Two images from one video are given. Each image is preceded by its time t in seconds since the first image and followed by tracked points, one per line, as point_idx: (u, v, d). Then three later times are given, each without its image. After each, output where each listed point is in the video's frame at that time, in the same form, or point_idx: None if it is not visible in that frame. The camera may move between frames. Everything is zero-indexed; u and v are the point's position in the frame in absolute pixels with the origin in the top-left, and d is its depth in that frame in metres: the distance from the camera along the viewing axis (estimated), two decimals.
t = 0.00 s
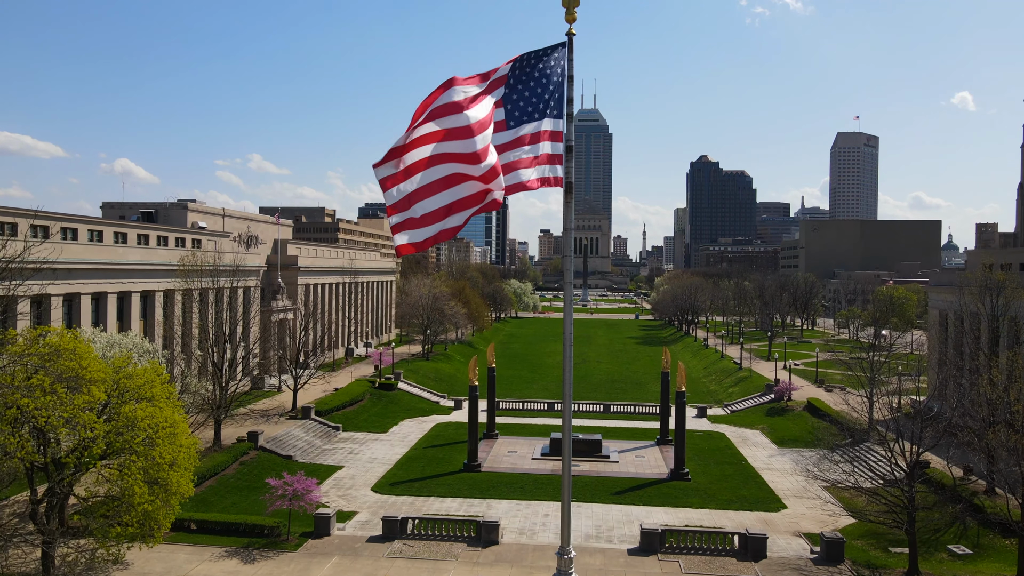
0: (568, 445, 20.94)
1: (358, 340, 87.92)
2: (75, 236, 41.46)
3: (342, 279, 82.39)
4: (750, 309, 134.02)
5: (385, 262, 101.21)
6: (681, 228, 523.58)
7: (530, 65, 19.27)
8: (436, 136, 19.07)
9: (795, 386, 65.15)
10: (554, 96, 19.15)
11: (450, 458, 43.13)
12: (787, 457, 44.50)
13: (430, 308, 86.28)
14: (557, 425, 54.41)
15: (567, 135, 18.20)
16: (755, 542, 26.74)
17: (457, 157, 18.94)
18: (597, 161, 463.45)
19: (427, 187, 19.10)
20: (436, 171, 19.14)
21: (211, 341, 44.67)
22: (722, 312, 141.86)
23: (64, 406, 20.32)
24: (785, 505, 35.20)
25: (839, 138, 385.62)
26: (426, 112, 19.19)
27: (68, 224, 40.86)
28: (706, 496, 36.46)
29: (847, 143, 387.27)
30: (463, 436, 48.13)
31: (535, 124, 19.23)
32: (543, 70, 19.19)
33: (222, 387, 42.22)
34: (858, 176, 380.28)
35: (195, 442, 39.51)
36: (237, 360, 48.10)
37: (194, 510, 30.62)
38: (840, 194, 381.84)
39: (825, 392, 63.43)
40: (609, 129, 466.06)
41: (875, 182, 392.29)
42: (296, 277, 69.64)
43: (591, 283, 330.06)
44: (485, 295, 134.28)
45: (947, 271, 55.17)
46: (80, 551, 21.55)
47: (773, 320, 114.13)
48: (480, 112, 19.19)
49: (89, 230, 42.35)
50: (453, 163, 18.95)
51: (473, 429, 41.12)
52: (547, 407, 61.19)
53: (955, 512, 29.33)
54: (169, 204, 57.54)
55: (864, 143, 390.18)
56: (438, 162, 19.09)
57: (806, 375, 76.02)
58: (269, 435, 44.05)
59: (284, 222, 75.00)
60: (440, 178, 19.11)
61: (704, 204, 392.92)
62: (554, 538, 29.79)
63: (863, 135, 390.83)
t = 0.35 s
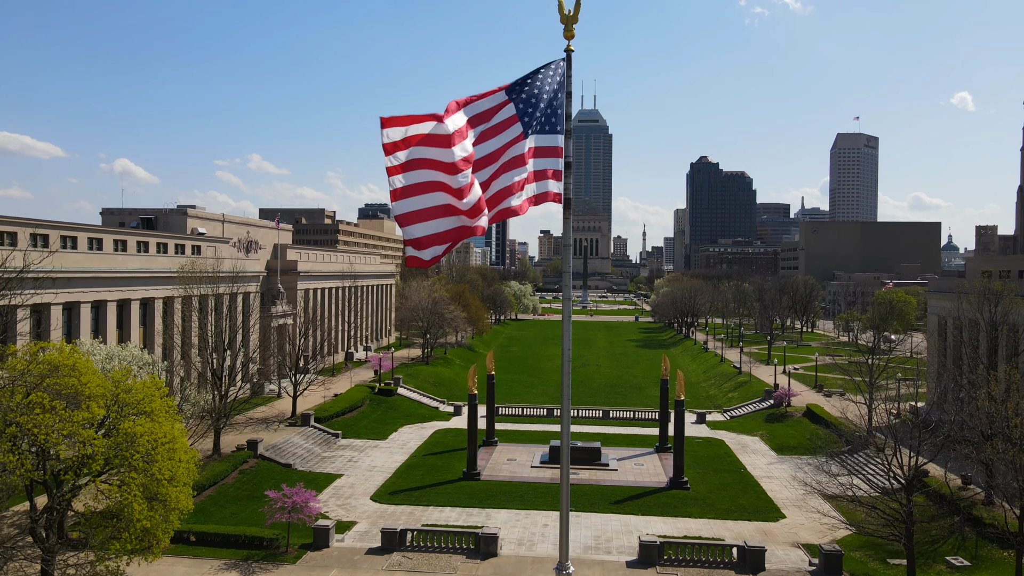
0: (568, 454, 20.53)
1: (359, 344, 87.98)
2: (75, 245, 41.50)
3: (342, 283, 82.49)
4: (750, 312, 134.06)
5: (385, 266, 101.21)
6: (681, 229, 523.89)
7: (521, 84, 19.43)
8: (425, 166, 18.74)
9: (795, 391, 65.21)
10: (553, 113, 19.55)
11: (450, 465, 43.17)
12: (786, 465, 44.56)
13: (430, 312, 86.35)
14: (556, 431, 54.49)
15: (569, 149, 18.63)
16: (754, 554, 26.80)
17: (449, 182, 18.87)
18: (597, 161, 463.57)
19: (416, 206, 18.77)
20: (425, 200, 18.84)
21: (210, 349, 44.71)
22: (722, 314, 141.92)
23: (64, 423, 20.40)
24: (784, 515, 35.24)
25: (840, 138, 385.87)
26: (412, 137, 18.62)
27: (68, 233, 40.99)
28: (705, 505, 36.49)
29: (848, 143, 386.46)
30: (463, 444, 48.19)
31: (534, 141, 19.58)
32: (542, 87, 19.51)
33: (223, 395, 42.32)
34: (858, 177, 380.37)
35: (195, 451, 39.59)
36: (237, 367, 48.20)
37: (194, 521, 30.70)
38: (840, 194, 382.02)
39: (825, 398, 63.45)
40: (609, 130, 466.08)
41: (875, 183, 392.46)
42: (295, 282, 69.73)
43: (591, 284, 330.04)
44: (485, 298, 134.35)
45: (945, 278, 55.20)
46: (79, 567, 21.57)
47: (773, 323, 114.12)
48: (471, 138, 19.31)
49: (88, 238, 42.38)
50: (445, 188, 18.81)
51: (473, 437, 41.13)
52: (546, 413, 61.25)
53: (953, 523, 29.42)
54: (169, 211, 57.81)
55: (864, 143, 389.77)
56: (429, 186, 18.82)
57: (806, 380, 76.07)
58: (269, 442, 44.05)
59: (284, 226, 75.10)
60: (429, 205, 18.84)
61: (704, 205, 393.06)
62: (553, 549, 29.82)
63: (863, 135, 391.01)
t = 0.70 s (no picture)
0: (568, 466, 20.13)
1: (359, 348, 88.02)
2: (75, 254, 41.51)
3: (342, 288, 82.48)
4: (750, 315, 134.07)
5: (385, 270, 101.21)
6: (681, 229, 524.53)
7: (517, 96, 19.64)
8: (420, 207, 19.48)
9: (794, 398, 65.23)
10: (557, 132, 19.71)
11: (450, 475, 43.18)
12: (786, 474, 44.63)
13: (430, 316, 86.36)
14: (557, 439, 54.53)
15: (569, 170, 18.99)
16: (754, 570, 26.82)
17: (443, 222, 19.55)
18: (597, 162, 463.60)
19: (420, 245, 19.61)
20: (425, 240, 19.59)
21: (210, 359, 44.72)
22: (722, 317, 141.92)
23: (65, 444, 20.45)
24: (783, 526, 35.32)
25: (840, 139, 385.90)
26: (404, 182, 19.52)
27: (68, 243, 40.97)
28: (705, 516, 36.56)
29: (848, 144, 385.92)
30: (463, 452, 48.24)
31: (535, 160, 19.54)
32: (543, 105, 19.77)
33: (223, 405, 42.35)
34: (858, 178, 380.34)
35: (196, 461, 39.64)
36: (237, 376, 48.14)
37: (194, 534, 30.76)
38: (840, 195, 382.19)
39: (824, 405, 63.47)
40: (609, 130, 466.04)
41: (874, 183, 392.62)
42: (295, 288, 69.72)
43: (591, 285, 329.98)
44: (485, 301, 134.40)
45: (945, 286, 55.17)
46: None
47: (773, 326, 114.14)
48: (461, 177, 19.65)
49: (88, 248, 42.36)
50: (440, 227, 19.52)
51: (472, 447, 41.12)
52: (546, 419, 61.27)
53: (953, 538, 29.42)
54: (168, 218, 57.61)
55: (864, 144, 389.51)
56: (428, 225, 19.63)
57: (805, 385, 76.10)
58: (270, 452, 44.07)
59: (284, 232, 75.13)
60: (430, 245, 19.57)
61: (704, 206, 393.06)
62: (553, 563, 29.88)
63: (863, 136, 391.05)
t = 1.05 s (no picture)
0: (571, 473, 21.38)
1: (358, 353, 87.96)
2: (76, 264, 41.50)
3: (342, 293, 82.43)
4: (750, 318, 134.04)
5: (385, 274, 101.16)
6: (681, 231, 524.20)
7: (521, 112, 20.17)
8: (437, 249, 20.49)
9: (794, 404, 65.20)
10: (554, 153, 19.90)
11: (450, 484, 43.20)
12: (787, 483, 44.61)
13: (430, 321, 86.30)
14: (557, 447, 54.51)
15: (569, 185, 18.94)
16: None
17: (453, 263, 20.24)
18: (597, 163, 463.51)
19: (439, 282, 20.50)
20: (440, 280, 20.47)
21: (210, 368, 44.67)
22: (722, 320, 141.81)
23: (66, 464, 20.47)
24: (783, 537, 35.29)
25: (840, 140, 385.81)
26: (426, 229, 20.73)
27: (69, 252, 41.00)
28: (705, 527, 36.55)
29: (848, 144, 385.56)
30: (463, 461, 48.22)
31: (531, 183, 19.82)
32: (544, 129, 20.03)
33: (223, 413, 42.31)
34: (858, 179, 380.35)
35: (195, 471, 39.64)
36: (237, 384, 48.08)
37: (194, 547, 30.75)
38: (840, 196, 382.08)
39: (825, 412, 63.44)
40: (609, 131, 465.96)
41: (875, 185, 392.48)
42: (296, 293, 69.69)
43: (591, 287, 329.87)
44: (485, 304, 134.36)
45: (945, 294, 55.16)
46: None
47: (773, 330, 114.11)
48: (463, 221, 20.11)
49: (88, 257, 42.32)
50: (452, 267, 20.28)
51: (473, 455, 41.08)
52: (547, 426, 61.23)
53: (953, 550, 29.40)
54: (169, 224, 57.62)
55: (864, 145, 389.29)
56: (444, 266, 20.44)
57: (805, 391, 76.08)
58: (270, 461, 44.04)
59: (284, 237, 75.12)
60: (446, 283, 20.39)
61: (704, 207, 392.95)
62: None
63: (863, 137, 390.84)
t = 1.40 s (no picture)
0: (571, 482, 21.51)
1: (359, 358, 88.07)
2: (75, 274, 41.41)
3: (342, 298, 82.38)
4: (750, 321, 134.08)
5: (385, 278, 101.12)
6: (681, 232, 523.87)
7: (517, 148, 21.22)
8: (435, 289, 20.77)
9: (794, 411, 65.18)
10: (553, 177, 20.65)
11: (450, 494, 43.19)
12: (787, 493, 44.64)
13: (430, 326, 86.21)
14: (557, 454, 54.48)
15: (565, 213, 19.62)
16: None
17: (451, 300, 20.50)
18: (597, 164, 463.61)
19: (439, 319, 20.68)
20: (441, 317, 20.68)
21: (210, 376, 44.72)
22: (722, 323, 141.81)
23: (65, 487, 20.46)
24: (784, 550, 35.26)
25: (840, 141, 385.85)
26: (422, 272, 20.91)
27: (68, 262, 40.90)
28: (706, 539, 36.52)
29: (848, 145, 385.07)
30: (463, 469, 48.23)
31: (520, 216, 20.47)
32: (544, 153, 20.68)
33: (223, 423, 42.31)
34: (858, 179, 380.40)
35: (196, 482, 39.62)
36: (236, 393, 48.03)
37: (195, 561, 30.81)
38: (840, 197, 382.07)
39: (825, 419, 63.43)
40: (609, 132, 466.13)
41: (875, 186, 392.44)
42: (295, 299, 69.64)
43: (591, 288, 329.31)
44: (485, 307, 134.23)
45: (944, 303, 55.16)
46: None
47: (773, 334, 114.05)
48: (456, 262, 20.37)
49: (88, 267, 42.28)
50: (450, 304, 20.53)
51: (473, 464, 41.03)
52: (547, 433, 61.23)
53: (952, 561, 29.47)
54: (169, 232, 57.62)
55: (864, 145, 389.13)
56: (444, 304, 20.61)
57: (805, 396, 76.05)
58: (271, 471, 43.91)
59: (284, 243, 75.12)
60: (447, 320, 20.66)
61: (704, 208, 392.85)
62: None
63: (863, 138, 390.62)
